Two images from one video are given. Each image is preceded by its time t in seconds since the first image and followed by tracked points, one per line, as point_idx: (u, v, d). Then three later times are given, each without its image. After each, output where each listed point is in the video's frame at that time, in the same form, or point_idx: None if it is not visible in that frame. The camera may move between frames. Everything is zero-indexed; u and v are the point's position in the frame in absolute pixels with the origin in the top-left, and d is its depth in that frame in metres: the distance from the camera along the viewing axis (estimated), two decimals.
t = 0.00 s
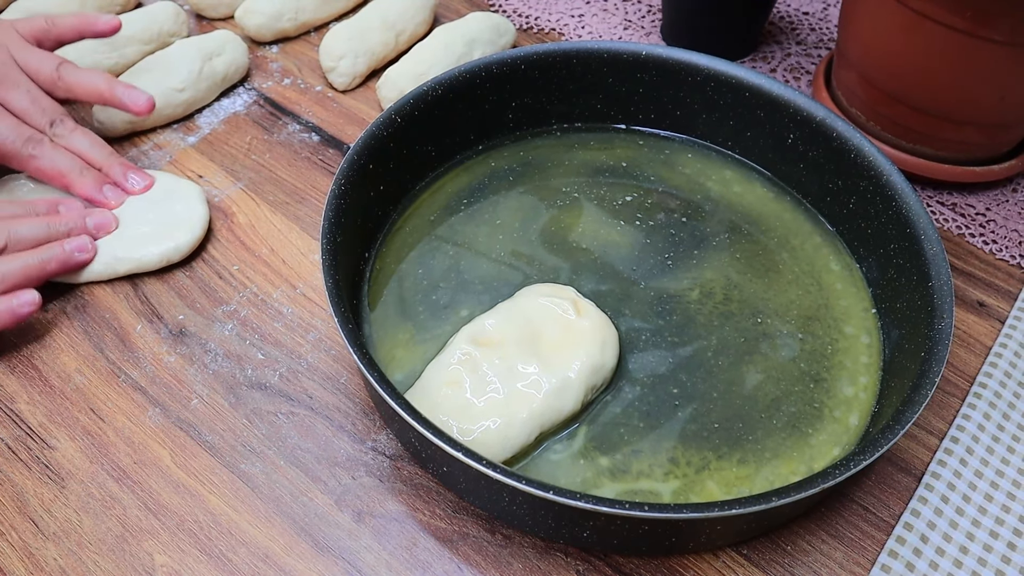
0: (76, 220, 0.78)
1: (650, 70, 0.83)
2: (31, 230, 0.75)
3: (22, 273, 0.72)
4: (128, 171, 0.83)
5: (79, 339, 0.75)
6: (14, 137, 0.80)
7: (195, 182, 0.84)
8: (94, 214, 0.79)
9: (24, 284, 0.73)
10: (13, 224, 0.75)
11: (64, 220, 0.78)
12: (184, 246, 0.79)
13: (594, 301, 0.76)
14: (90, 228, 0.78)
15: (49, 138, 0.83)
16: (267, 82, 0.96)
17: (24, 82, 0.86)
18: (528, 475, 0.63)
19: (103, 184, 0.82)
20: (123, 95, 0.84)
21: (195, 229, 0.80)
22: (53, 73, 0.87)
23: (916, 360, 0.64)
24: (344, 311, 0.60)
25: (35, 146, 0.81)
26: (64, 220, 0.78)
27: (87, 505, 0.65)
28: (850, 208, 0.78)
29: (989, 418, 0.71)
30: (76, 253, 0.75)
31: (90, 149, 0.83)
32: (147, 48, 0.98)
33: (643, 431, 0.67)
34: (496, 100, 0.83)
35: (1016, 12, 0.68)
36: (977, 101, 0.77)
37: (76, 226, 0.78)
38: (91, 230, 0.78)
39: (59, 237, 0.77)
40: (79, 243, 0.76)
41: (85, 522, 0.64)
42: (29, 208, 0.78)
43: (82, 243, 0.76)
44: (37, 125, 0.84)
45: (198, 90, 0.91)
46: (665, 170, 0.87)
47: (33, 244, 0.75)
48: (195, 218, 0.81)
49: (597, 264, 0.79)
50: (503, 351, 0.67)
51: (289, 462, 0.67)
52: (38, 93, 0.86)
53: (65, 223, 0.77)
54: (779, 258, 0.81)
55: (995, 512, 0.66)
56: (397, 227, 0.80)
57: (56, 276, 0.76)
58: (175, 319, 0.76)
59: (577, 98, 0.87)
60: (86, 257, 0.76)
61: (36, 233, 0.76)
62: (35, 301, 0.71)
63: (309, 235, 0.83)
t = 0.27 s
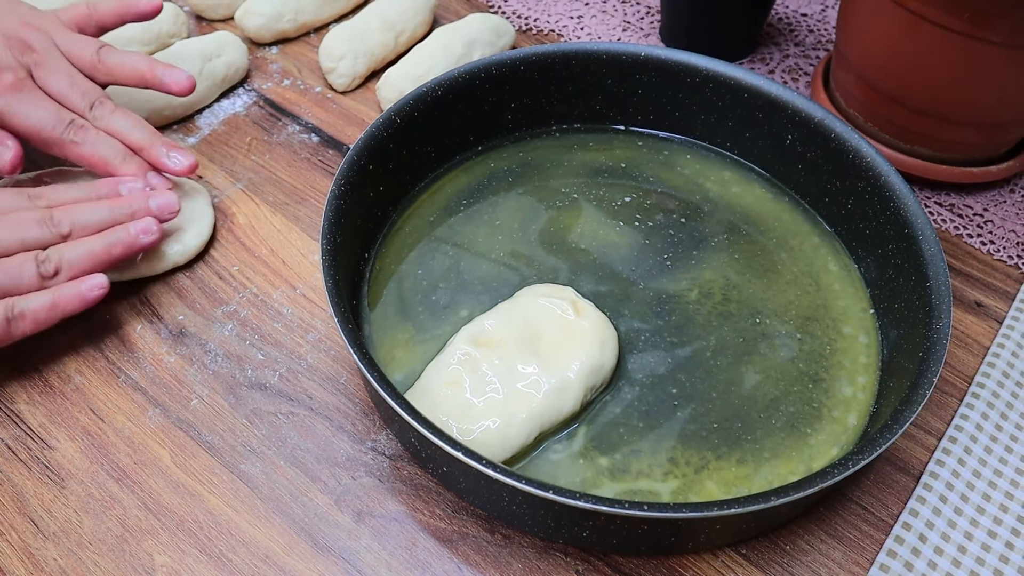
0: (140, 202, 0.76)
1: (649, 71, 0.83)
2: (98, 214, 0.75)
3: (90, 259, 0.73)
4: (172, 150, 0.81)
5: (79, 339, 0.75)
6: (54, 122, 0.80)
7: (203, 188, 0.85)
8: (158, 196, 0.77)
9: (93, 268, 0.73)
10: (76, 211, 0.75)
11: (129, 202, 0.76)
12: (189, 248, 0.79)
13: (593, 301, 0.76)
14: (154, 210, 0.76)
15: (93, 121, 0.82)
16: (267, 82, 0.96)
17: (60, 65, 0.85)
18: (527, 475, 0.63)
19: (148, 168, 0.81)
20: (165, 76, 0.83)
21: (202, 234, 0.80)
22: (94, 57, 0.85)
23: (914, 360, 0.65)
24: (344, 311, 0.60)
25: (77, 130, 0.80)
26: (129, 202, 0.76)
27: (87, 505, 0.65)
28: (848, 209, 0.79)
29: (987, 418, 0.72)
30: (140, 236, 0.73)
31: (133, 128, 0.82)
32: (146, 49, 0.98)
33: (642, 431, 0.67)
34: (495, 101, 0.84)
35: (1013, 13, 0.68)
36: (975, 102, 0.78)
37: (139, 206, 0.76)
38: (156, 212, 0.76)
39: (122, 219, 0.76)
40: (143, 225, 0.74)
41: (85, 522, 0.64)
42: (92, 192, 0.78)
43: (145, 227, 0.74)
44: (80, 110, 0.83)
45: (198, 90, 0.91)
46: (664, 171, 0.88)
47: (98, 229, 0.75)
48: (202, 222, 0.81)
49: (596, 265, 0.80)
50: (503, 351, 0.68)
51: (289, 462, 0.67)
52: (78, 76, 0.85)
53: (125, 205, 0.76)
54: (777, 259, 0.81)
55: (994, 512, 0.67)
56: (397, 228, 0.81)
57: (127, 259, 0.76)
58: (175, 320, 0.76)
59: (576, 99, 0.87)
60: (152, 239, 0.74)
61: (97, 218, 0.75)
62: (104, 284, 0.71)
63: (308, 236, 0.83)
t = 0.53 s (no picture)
0: (187, 230, 0.77)
1: (648, 71, 0.83)
2: (145, 242, 0.75)
3: (141, 289, 0.73)
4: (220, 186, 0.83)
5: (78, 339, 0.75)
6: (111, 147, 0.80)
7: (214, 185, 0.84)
8: (204, 223, 0.78)
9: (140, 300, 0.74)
10: (127, 237, 0.75)
11: (177, 228, 0.77)
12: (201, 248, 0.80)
13: (592, 301, 0.76)
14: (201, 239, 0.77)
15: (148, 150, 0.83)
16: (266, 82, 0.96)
17: (122, 93, 0.85)
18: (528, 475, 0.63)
19: (194, 196, 0.82)
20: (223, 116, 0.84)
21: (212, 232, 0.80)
22: (151, 88, 0.86)
23: (912, 360, 0.65)
24: (344, 311, 0.60)
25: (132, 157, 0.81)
26: (176, 230, 0.77)
27: (87, 506, 0.65)
28: (847, 209, 0.79)
29: (984, 418, 0.72)
30: (189, 267, 0.76)
31: (185, 160, 0.83)
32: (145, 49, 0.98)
33: (642, 431, 0.68)
34: (495, 102, 0.84)
35: (1011, 15, 0.68)
36: (973, 102, 0.78)
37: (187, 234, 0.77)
38: (203, 241, 0.77)
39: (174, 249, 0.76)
40: (193, 258, 0.76)
41: (85, 522, 0.64)
42: (138, 218, 0.78)
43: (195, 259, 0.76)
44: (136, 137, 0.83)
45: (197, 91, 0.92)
46: (664, 172, 0.88)
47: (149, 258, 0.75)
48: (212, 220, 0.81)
49: (596, 266, 0.80)
50: (503, 351, 0.68)
51: (289, 462, 0.67)
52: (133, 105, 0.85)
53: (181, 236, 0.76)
54: (776, 259, 0.81)
55: (992, 511, 0.67)
56: (396, 228, 0.81)
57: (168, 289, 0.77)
58: (175, 320, 0.76)
59: (575, 99, 0.87)
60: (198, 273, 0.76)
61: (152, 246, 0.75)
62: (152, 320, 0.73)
63: (308, 236, 0.83)
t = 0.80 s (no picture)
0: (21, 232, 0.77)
1: (650, 73, 0.83)
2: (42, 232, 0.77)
3: None
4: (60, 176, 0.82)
5: (79, 340, 0.75)
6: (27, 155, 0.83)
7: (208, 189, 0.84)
8: (41, 224, 0.78)
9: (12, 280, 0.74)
10: None
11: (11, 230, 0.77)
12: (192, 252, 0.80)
13: (594, 302, 0.76)
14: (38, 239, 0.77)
15: None
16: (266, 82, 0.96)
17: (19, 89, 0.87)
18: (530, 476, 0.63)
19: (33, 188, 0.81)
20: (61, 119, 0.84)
21: (205, 238, 0.80)
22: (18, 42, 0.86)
23: (913, 362, 0.65)
24: (347, 312, 0.61)
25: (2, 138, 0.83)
26: (10, 232, 0.77)
27: (88, 506, 0.65)
28: (848, 211, 0.79)
29: (985, 419, 0.72)
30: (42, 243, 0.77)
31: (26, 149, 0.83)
32: (146, 48, 0.98)
33: (643, 432, 0.68)
34: (497, 102, 0.84)
35: (1011, 17, 0.69)
36: (973, 104, 0.78)
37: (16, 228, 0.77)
38: (38, 241, 0.77)
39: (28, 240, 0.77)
40: (46, 233, 0.77)
41: (86, 523, 0.64)
42: None
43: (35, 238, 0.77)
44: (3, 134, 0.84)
45: (198, 91, 0.92)
46: (665, 173, 0.88)
47: None
48: (207, 225, 0.81)
49: (597, 267, 0.80)
50: (505, 352, 0.68)
51: (291, 463, 0.67)
52: None
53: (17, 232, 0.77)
54: (777, 260, 0.81)
55: (992, 512, 0.67)
56: (398, 228, 0.81)
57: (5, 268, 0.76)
58: (176, 320, 0.76)
59: (576, 100, 0.87)
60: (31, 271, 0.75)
61: None
62: None
63: (310, 237, 0.83)
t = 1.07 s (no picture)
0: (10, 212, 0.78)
1: (658, 83, 0.84)
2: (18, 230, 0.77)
3: None
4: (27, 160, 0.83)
5: (89, 346, 0.75)
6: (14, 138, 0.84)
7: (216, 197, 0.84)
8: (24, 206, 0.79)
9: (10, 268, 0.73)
10: None
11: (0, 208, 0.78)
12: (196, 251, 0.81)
13: (601, 311, 0.77)
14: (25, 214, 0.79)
15: None
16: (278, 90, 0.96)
17: None
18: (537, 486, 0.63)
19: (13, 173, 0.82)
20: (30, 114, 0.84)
21: (213, 243, 0.80)
22: None
23: (921, 374, 0.65)
24: (356, 320, 0.61)
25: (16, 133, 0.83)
26: None
27: (96, 512, 0.65)
28: (855, 222, 0.79)
29: (992, 431, 0.72)
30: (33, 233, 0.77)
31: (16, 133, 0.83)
32: (156, 54, 0.99)
33: (651, 442, 0.68)
34: (506, 112, 0.84)
35: (1019, 29, 0.69)
36: (981, 116, 0.78)
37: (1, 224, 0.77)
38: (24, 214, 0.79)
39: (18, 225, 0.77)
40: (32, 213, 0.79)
41: (95, 529, 0.64)
42: None
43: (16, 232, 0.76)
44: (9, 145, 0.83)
45: (208, 98, 0.92)
46: (672, 183, 0.88)
47: None
48: (215, 231, 0.81)
49: (605, 276, 0.80)
50: (513, 362, 0.68)
51: (299, 470, 0.67)
52: None
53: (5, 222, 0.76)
54: (784, 271, 0.81)
55: (999, 525, 0.67)
56: (407, 237, 0.81)
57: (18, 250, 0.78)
58: (185, 327, 0.77)
59: (585, 110, 0.87)
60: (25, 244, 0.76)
61: None
62: None
63: (318, 244, 0.83)
